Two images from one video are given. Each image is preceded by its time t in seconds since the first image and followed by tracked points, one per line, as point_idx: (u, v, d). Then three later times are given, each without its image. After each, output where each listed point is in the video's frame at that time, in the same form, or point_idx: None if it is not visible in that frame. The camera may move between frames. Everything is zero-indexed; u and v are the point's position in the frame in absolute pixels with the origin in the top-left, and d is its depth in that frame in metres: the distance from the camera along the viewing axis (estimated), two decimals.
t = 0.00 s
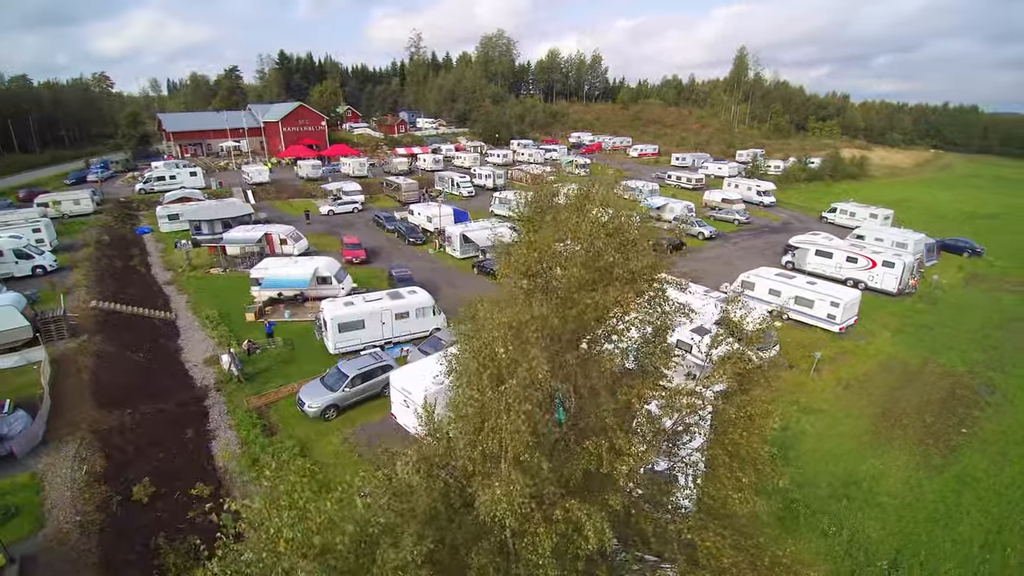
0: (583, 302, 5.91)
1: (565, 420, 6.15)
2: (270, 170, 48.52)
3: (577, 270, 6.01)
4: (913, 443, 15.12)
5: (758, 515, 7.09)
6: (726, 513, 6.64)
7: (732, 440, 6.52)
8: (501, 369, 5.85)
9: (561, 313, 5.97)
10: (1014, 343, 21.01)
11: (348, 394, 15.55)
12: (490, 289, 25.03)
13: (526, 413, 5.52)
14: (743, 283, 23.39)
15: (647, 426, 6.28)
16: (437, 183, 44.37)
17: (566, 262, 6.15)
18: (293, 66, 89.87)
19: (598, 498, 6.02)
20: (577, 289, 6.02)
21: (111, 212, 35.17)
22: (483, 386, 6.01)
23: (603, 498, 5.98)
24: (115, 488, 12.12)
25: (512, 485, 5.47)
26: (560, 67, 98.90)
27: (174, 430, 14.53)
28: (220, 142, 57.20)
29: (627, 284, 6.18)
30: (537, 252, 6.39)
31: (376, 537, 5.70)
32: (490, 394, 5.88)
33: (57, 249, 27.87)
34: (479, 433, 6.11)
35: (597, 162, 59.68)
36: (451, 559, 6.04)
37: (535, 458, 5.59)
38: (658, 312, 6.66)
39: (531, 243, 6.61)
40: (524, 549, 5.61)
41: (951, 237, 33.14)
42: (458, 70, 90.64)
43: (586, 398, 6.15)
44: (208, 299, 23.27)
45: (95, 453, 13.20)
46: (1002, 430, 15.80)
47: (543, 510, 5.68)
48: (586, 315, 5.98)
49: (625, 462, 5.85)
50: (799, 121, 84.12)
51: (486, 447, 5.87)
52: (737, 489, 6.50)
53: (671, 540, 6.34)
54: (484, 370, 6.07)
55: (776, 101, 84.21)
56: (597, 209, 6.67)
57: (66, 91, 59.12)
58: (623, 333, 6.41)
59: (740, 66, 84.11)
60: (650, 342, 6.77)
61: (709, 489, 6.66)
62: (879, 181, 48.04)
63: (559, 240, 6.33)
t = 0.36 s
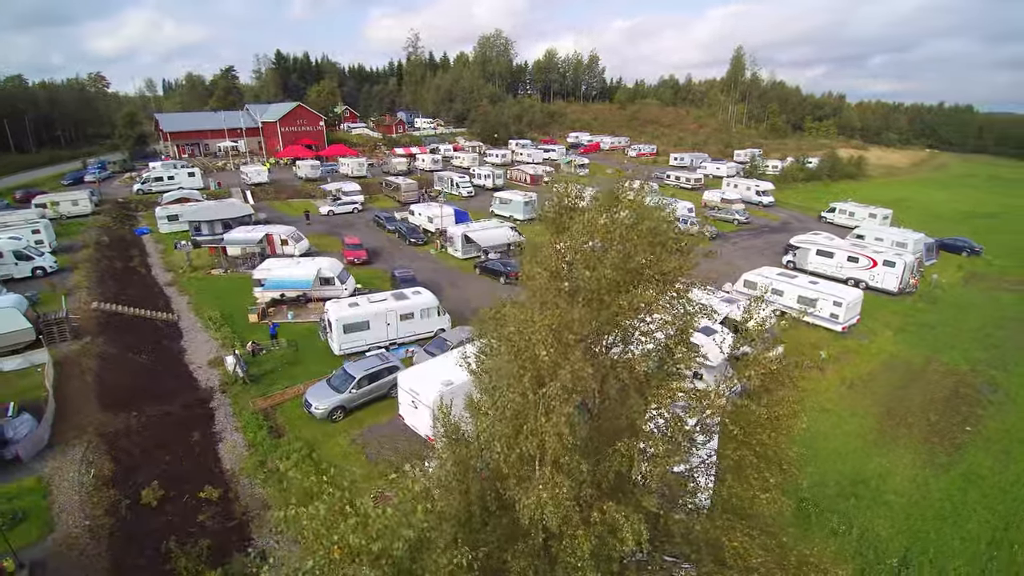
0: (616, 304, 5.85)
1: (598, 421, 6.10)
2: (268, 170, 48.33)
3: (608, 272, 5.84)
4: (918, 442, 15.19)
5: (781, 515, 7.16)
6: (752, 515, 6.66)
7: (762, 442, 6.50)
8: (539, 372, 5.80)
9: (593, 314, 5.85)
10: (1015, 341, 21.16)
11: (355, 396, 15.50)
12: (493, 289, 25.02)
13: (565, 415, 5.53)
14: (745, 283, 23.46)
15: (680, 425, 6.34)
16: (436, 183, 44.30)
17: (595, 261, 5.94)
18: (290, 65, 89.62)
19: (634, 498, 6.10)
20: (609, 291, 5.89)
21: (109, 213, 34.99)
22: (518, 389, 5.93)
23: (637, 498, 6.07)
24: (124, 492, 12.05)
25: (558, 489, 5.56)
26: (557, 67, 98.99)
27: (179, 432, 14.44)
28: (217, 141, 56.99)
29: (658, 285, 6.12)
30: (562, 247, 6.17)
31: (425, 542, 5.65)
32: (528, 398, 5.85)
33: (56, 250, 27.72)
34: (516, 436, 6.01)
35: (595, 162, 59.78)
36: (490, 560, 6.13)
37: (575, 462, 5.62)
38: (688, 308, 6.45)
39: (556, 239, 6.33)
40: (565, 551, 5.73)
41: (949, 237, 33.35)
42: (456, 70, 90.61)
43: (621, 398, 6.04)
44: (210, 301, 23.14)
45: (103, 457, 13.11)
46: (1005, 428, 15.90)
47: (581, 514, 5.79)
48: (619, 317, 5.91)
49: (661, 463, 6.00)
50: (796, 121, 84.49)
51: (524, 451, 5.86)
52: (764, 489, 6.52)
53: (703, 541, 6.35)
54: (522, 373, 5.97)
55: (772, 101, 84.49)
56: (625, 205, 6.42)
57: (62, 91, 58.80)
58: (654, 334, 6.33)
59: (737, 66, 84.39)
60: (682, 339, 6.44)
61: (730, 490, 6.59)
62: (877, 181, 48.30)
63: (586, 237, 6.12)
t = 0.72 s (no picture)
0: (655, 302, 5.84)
1: (634, 421, 6.23)
2: (268, 170, 48.19)
3: (645, 271, 5.90)
4: (925, 441, 15.24)
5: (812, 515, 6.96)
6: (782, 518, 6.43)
7: (791, 442, 6.20)
8: (583, 373, 5.70)
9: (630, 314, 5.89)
10: (1018, 340, 21.26)
11: (363, 396, 15.48)
12: (497, 289, 25.02)
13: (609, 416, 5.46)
14: (749, 283, 23.52)
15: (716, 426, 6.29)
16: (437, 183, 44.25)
17: (628, 263, 6.07)
18: (288, 65, 89.41)
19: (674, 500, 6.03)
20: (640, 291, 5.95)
21: (110, 213, 34.85)
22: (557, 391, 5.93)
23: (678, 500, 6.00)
24: (135, 494, 11.99)
25: (607, 490, 5.43)
26: (555, 67, 99.00)
27: (188, 434, 14.39)
28: (216, 141, 56.83)
29: (690, 285, 6.17)
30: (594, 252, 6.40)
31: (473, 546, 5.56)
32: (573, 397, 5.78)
33: (57, 251, 27.61)
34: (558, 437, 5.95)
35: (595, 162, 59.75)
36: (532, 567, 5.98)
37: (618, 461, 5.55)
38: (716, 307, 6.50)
39: (586, 246, 6.52)
40: (609, 553, 5.59)
41: (950, 236, 33.48)
42: (454, 70, 90.51)
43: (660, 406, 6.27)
44: (214, 301, 23.06)
45: (112, 459, 13.05)
46: (1010, 426, 15.98)
47: (624, 516, 5.64)
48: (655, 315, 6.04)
49: (695, 463, 6.04)
50: (794, 121, 84.72)
51: (567, 453, 5.75)
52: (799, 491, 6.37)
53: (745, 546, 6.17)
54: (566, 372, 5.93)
55: (770, 101, 84.64)
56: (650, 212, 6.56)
57: (60, 91, 58.54)
58: (681, 334, 6.35)
59: (736, 66, 84.61)
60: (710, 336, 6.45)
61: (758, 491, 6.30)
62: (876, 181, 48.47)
63: (616, 242, 6.25)
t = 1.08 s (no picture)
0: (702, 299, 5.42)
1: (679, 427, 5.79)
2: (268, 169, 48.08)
3: (695, 263, 5.48)
4: (934, 440, 15.25)
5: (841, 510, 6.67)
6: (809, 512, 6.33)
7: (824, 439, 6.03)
8: (629, 373, 5.40)
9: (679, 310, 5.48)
10: (1021, 338, 21.35)
11: (373, 397, 15.42)
12: (502, 289, 25.02)
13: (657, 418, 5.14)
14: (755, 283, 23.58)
15: (757, 427, 5.99)
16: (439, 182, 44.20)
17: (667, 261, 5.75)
18: (286, 65, 89.17)
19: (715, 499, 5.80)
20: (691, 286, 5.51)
21: (110, 212, 34.69)
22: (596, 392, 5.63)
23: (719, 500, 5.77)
24: (147, 496, 11.93)
25: (657, 493, 5.10)
26: (554, 67, 99.00)
27: (197, 435, 14.30)
28: (216, 141, 56.65)
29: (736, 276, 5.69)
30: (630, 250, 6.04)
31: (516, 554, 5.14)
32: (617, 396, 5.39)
33: (59, 251, 27.47)
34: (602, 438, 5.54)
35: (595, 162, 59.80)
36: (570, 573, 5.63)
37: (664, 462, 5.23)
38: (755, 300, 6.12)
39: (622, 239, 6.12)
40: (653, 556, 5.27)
41: (950, 235, 33.61)
42: (453, 70, 90.45)
43: (700, 398, 5.69)
44: (218, 301, 22.98)
45: (123, 460, 12.97)
46: (1017, 424, 16.05)
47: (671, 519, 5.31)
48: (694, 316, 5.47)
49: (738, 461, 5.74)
50: (792, 121, 84.95)
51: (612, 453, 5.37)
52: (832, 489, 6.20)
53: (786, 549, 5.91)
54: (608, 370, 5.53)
55: (769, 102, 84.83)
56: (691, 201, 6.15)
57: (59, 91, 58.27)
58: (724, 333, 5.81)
59: (734, 67, 84.82)
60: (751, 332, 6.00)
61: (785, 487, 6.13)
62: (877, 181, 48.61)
63: (657, 233, 5.84)
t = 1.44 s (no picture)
0: (741, 293, 5.30)
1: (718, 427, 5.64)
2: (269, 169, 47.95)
3: (735, 256, 5.31)
4: (942, 438, 15.28)
5: (871, 502, 6.64)
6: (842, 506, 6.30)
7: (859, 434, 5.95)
8: (676, 370, 5.18)
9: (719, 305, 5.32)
10: None
11: (382, 396, 15.37)
12: (507, 289, 25.01)
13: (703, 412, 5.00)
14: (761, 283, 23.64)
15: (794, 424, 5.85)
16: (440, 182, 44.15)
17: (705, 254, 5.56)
18: (285, 65, 88.93)
19: (756, 496, 5.72)
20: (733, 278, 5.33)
21: (111, 212, 34.52)
22: (636, 391, 5.43)
23: (762, 497, 5.68)
24: (159, 496, 11.87)
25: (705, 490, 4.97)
26: (553, 67, 99.04)
27: (207, 435, 14.23)
28: (216, 141, 56.51)
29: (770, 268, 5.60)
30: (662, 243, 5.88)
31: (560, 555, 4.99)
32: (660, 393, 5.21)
33: (61, 251, 27.33)
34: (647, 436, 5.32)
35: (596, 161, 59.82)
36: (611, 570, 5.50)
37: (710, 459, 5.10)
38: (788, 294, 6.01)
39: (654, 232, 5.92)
40: (699, 552, 5.25)
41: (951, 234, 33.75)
42: (453, 70, 90.41)
43: (739, 395, 5.55)
44: (222, 301, 22.87)
45: (133, 461, 12.91)
46: None
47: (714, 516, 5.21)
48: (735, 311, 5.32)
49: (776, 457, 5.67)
50: (791, 121, 85.20)
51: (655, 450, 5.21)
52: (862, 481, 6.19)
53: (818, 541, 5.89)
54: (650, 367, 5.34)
55: (767, 102, 85.00)
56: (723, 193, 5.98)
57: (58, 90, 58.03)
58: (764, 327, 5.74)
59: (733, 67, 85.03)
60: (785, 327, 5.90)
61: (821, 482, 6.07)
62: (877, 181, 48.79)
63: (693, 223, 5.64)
